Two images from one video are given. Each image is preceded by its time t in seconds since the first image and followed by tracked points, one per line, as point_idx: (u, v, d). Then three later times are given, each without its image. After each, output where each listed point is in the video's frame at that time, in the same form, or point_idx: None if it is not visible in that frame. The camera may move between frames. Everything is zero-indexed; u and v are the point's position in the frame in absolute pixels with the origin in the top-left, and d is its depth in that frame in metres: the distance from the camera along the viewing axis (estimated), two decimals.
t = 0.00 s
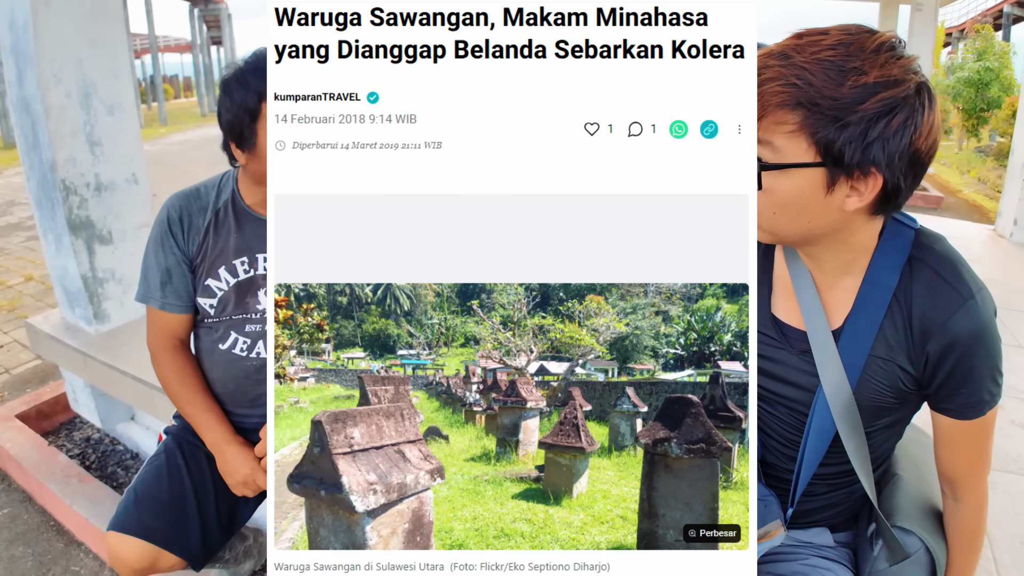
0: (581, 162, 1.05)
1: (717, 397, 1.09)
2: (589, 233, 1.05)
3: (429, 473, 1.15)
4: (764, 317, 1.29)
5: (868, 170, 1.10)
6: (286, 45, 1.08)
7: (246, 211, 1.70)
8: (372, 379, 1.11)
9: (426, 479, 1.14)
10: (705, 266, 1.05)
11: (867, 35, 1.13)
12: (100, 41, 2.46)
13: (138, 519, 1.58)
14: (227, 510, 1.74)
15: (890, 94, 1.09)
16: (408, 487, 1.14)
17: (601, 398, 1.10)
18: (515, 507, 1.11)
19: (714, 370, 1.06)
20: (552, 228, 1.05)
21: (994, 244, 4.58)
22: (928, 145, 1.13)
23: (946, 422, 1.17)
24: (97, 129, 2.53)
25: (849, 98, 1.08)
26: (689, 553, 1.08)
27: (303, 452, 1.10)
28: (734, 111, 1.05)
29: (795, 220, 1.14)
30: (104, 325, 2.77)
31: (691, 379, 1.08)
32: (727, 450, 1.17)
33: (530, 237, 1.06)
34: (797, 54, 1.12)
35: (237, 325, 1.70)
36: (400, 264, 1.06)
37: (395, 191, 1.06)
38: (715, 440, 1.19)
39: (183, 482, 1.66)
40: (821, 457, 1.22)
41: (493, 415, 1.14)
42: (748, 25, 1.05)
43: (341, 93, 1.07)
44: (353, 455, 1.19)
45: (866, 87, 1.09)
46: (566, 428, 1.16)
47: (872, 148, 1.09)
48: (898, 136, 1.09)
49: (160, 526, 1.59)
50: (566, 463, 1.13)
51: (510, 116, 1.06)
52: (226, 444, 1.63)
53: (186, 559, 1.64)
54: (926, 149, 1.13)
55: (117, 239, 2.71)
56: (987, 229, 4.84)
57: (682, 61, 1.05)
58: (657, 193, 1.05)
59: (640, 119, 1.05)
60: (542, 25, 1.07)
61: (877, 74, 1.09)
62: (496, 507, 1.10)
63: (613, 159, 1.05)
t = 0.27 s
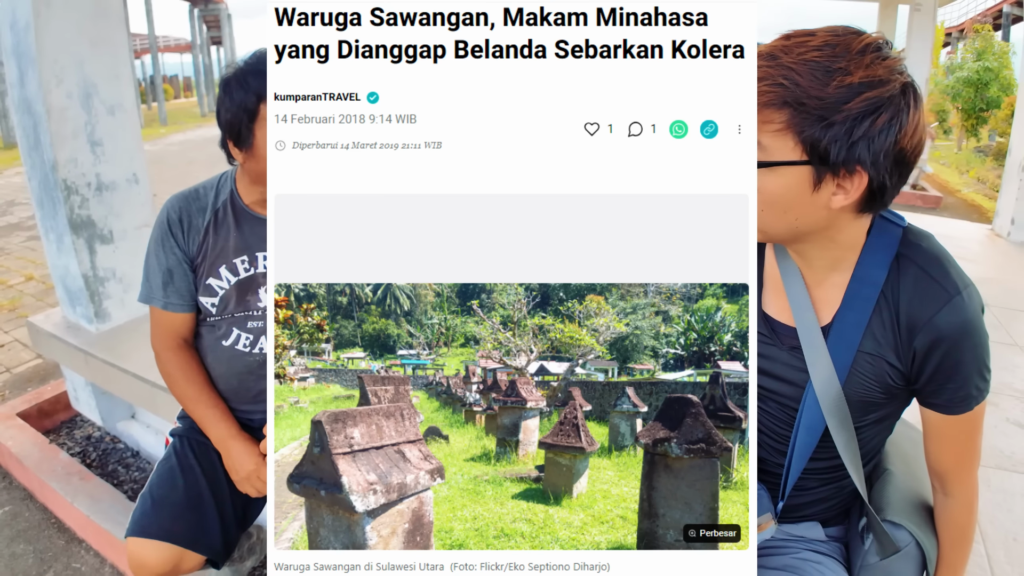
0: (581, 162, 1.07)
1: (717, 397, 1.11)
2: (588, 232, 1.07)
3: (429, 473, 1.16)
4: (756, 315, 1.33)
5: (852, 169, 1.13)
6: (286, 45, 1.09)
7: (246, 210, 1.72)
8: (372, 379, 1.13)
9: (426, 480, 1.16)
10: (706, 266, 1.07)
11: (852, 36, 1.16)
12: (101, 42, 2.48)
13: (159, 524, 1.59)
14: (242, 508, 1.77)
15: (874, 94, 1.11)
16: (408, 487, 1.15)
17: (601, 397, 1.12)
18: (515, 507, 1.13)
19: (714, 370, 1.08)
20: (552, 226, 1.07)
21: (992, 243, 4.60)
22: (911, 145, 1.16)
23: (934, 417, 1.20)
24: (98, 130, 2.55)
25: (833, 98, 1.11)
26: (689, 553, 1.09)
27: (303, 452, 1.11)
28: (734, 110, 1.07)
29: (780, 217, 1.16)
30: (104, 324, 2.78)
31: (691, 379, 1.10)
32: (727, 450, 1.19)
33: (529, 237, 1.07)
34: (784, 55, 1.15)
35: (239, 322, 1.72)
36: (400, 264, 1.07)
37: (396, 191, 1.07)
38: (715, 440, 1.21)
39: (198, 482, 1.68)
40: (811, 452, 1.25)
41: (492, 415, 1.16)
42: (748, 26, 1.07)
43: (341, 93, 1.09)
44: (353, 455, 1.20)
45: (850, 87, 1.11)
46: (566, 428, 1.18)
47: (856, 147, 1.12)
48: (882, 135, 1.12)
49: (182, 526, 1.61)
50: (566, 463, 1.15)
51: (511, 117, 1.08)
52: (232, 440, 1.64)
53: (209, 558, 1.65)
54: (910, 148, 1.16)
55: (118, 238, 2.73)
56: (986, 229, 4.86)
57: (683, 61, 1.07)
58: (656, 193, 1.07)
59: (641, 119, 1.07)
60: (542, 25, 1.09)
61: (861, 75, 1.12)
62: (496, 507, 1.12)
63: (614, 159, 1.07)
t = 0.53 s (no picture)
0: (581, 162, 1.07)
1: (717, 397, 1.10)
2: (587, 232, 1.07)
3: (429, 473, 1.16)
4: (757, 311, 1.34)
5: (858, 158, 1.13)
6: (286, 45, 1.09)
7: (247, 210, 1.72)
8: (373, 379, 1.13)
9: (426, 480, 1.15)
10: (705, 266, 1.07)
11: (874, 30, 1.18)
12: (102, 41, 2.48)
13: (149, 512, 1.60)
14: (236, 503, 1.77)
15: (888, 86, 1.12)
16: (408, 487, 1.15)
17: (601, 398, 1.12)
18: (515, 507, 1.13)
19: (714, 370, 1.08)
20: (553, 228, 1.07)
21: (992, 242, 4.61)
22: (919, 145, 1.16)
23: (936, 413, 1.21)
24: (99, 128, 2.55)
25: (848, 83, 1.11)
26: (689, 553, 1.09)
27: (303, 452, 1.11)
28: (734, 110, 1.07)
29: (782, 202, 1.17)
30: (105, 323, 2.79)
31: (691, 379, 1.10)
32: (727, 450, 1.18)
33: (530, 236, 1.08)
34: (805, 38, 1.15)
35: (240, 321, 1.73)
36: (399, 264, 1.07)
37: (395, 190, 1.08)
38: (715, 440, 1.21)
39: (193, 477, 1.68)
40: (814, 448, 1.25)
41: (493, 415, 1.15)
42: (748, 26, 1.07)
43: (341, 92, 1.09)
44: (353, 455, 1.19)
45: (866, 75, 1.12)
46: (566, 428, 1.17)
47: (864, 136, 1.12)
48: (891, 128, 1.13)
49: (171, 519, 1.62)
50: (566, 463, 1.14)
51: (510, 117, 1.08)
52: (231, 437, 1.64)
53: (197, 552, 1.66)
54: (916, 148, 1.16)
55: (119, 237, 2.73)
56: (986, 228, 4.87)
57: (683, 61, 1.07)
58: (656, 193, 1.07)
59: (641, 119, 1.07)
60: (542, 25, 1.09)
61: (878, 66, 1.13)
62: (496, 507, 1.12)
63: (613, 159, 1.07)
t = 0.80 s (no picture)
0: (581, 162, 1.07)
1: (717, 397, 1.10)
2: (586, 232, 1.07)
3: (429, 473, 1.15)
4: (759, 307, 1.34)
5: (863, 147, 1.13)
6: (286, 45, 1.09)
7: (247, 206, 1.71)
8: (372, 379, 1.13)
9: (426, 480, 1.15)
10: (705, 266, 1.07)
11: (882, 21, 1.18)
12: (102, 40, 2.48)
13: (136, 503, 1.60)
14: (226, 499, 1.76)
15: (895, 75, 1.12)
16: (408, 487, 1.14)
17: (601, 398, 1.12)
18: (515, 507, 1.12)
19: (714, 370, 1.08)
20: (553, 227, 1.07)
21: (992, 242, 4.60)
22: (924, 137, 1.17)
23: (939, 409, 1.20)
24: (99, 126, 2.55)
25: (854, 71, 1.12)
26: (689, 553, 1.09)
27: (303, 452, 1.11)
28: (734, 111, 1.06)
29: (788, 191, 1.16)
30: (105, 321, 2.78)
31: (691, 379, 1.10)
32: (727, 450, 1.18)
33: (529, 236, 1.07)
34: (812, 27, 1.16)
35: (237, 318, 1.72)
36: (399, 264, 1.07)
37: (398, 190, 1.07)
38: (715, 439, 1.20)
39: (181, 471, 1.68)
40: (816, 443, 1.26)
41: (492, 415, 1.15)
42: (748, 26, 1.07)
43: (341, 93, 1.08)
44: (353, 455, 1.18)
45: (873, 64, 1.12)
46: (566, 428, 1.17)
47: (870, 125, 1.13)
48: (897, 117, 1.13)
49: (156, 512, 1.61)
50: (566, 463, 1.14)
51: (509, 117, 1.07)
52: (226, 434, 1.64)
53: (181, 546, 1.66)
54: (922, 140, 1.17)
55: (119, 235, 2.73)
56: (986, 228, 4.87)
57: (683, 61, 1.07)
58: (656, 193, 1.07)
59: (641, 119, 1.06)
60: (542, 25, 1.08)
61: (885, 55, 1.13)
62: (496, 507, 1.12)
63: (614, 159, 1.07)
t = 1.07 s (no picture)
0: (581, 162, 1.06)
1: (717, 397, 1.10)
2: (586, 232, 1.06)
3: (429, 473, 1.15)
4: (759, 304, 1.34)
5: (862, 144, 1.13)
6: (286, 45, 1.09)
7: (246, 204, 1.71)
8: (373, 380, 1.12)
9: (426, 480, 1.14)
10: (705, 266, 1.06)
11: (876, 16, 1.18)
12: (102, 38, 2.47)
13: (135, 500, 1.60)
14: (225, 498, 1.76)
15: (891, 71, 1.12)
16: (408, 487, 1.14)
17: (601, 398, 1.11)
18: (515, 507, 1.12)
19: (714, 370, 1.07)
20: (552, 227, 1.06)
21: (992, 241, 4.61)
22: (924, 130, 1.16)
23: (940, 407, 1.20)
24: (98, 125, 2.54)
25: (850, 68, 1.11)
26: (689, 553, 1.09)
27: (303, 452, 1.10)
28: (734, 110, 1.06)
29: (787, 189, 1.16)
30: (104, 320, 2.78)
31: (691, 379, 1.09)
32: (727, 450, 1.18)
33: (529, 236, 1.07)
34: (806, 25, 1.15)
35: (235, 315, 1.71)
36: (399, 264, 1.07)
37: (398, 190, 1.07)
38: (715, 440, 1.20)
39: (180, 467, 1.68)
40: (816, 441, 1.25)
41: (493, 415, 1.15)
42: (748, 27, 1.06)
43: (341, 93, 1.08)
44: (353, 455, 1.18)
45: (869, 60, 1.12)
46: (566, 428, 1.16)
47: (868, 121, 1.12)
48: (895, 112, 1.13)
49: (156, 509, 1.61)
50: (566, 463, 1.13)
51: (512, 121, 1.07)
52: (225, 433, 1.64)
53: (181, 544, 1.65)
54: (921, 134, 1.16)
55: (118, 234, 2.73)
56: (987, 227, 4.87)
57: (683, 61, 1.06)
58: (655, 193, 1.06)
59: (640, 119, 1.06)
60: (542, 25, 1.08)
61: (881, 51, 1.13)
62: (496, 507, 1.11)
63: (614, 159, 1.06)
